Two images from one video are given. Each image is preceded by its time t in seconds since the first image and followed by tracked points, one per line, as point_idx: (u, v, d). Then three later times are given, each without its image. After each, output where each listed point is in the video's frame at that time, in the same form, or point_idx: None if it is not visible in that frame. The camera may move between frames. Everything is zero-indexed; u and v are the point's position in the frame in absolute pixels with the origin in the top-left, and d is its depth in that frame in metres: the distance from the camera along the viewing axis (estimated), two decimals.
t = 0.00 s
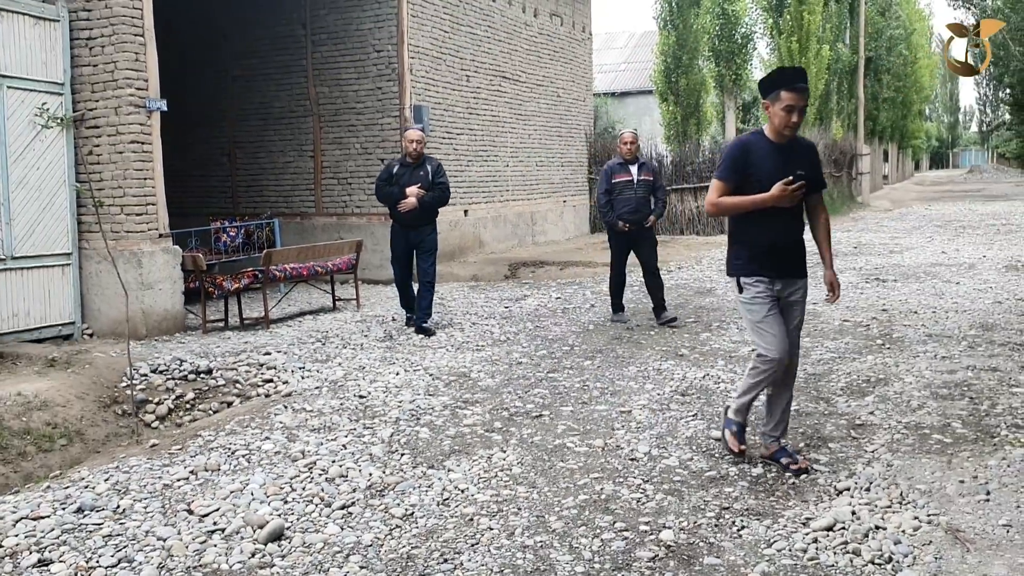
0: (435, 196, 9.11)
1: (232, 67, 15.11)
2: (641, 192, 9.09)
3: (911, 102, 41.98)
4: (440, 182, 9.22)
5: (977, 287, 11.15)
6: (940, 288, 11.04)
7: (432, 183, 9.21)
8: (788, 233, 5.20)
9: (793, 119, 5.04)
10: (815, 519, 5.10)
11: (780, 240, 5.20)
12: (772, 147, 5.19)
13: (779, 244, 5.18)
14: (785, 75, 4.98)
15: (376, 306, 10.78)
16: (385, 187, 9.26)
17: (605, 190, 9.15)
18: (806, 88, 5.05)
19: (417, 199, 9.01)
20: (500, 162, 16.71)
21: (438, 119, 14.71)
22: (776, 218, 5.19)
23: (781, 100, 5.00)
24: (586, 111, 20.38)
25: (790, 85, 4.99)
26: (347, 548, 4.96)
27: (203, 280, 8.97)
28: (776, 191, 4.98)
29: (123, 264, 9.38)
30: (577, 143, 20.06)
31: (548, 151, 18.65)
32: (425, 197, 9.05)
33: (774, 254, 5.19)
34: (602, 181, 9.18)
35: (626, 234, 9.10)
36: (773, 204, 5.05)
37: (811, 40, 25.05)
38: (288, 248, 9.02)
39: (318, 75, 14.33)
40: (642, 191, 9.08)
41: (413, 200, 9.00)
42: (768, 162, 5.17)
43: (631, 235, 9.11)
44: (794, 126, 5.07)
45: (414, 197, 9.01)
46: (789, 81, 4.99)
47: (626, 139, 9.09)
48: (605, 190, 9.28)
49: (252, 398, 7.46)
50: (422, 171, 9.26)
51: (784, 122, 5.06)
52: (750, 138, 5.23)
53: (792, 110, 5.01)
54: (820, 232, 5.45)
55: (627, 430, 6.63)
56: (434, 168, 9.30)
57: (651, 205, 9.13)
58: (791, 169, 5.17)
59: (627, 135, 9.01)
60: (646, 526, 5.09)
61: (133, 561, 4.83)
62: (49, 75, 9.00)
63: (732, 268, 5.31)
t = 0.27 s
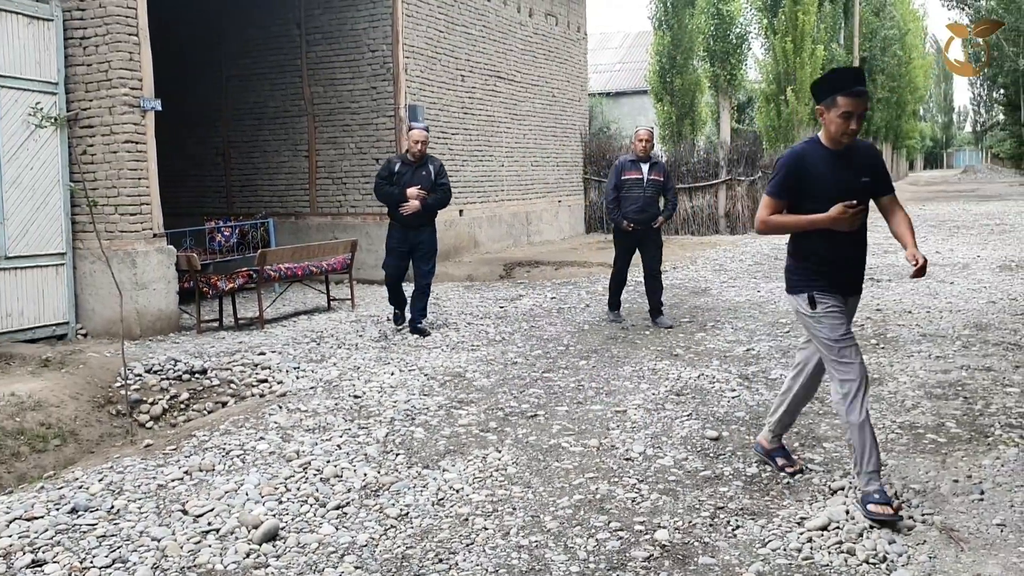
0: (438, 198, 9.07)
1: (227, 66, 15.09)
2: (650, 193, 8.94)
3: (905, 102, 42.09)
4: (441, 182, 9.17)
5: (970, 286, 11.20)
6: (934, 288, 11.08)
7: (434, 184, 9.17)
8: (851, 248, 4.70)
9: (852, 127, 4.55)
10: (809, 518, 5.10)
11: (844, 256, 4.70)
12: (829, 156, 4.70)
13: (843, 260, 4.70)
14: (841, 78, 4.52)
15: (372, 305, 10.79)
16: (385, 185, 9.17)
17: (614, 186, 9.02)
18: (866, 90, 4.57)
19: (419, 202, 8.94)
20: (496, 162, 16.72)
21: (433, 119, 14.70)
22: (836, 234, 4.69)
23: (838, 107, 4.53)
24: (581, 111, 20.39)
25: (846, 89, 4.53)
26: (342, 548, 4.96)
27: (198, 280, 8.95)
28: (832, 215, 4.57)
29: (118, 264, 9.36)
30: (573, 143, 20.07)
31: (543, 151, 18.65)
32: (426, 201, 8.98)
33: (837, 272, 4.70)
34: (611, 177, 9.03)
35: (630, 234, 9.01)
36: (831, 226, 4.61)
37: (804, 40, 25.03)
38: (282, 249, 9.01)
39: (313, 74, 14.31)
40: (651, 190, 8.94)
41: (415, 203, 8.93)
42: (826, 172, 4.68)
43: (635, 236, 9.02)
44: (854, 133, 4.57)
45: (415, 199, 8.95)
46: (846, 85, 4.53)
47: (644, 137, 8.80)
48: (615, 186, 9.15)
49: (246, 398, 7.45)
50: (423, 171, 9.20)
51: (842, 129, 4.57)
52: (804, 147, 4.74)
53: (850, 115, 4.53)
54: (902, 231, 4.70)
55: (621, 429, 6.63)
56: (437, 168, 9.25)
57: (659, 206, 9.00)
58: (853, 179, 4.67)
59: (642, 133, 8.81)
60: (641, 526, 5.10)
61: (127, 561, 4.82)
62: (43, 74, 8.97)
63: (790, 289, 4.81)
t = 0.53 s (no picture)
0: (437, 198, 8.98)
1: (218, 64, 15.05)
2: (650, 191, 8.89)
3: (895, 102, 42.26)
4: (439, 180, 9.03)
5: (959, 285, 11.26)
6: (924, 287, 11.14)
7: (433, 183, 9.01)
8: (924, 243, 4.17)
9: (925, 110, 3.99)
10: (799, 516, 5.13)
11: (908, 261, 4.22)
12: (898, 141, 4.12)
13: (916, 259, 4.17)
14: (912, 53, 3.98)
15: (364, 304, 10.78)
16: (382, 185, 8.89)
17: (613, 182, 8.94)
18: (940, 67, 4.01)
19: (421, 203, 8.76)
20: (488, 160, 16.72)
21: (425, 117, 14.69)
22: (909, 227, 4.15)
23: (908, 85, 3.97)
24: (573, 110, 20.41)
25: (919, 68, 3.96)
26: (333, 546, 4.96)
27: (189, 278, 8.95)
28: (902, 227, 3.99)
29: (109, 261, 9.34)
30: (564, 142, 20.09)
31: (535, 150, 18.66)
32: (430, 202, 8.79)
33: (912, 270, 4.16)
34: (611, 173, 8.96)
35: (630, 231, 8.94)
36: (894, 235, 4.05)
37: (796, 39, 25.20)
38: (274, 246, 9.01)
39: (304, 72, 14.29)
40: (650, 189, 8.88)
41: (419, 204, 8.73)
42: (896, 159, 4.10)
43: (635, 232, 8.95)
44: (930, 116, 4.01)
45: (417, 200, 8.75)
46: (918, 63, 3.96)
47: (644, 133, 8.77)
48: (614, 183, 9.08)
49: (237, 396, 7.44)
50: (422, 169, 8.98)
51: (916, 112, 4.01)
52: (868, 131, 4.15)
53: (923, 96, 3.97)
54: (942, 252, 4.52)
55: (613, 427, 6.65)
56: (432, 166, 9.07)
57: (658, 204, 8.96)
58: (927, 165, 4.12)
59: (643, 130, 8.76)
60: (633, 523, 5.11)
61: (118, 560, 4.81)
62: (33, 71, 8.94)
63: (847, 293, 4.42)
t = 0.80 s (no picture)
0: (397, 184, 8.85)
1: (169, 48, 14.79)
2: (603, 178, 8.88)
3: (847, 93, 42.85)
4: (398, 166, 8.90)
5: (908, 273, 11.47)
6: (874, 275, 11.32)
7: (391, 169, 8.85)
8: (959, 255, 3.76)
9: (959, 112, 3.62)
10: (752, 499, 5.20)
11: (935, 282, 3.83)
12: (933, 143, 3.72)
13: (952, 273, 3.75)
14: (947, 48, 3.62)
15: (319, 291, 10.69)
16: (342, 175, 8.61)
17: (563, 171, 8.95)
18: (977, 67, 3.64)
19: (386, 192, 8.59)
20: (445, 145, 16.66)
21: (380, 103, 14.58)
22: (942, 239, 3.74)
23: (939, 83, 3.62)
24: (529, 98, 20.41)
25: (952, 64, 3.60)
26: (287, 534, 4.92)
27: (140, 264, 8.81)
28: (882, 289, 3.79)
29: (56, 247, 9.17)
30: (521, 131, 20.08)
31: (491, 136, 18.63)
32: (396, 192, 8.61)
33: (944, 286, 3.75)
34: (562, 163, 8.98)
35: (586, 219, 8.89)
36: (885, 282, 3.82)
37: (750, 29, 25.43)
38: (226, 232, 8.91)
39: (257, 55, 14.11)
40: (603, 176, 8.86)
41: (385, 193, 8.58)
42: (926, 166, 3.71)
43: (591, 220, 8.89)
44: (964, 119, 3.63)
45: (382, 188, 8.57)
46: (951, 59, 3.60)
47: (595, 120, 8.80)
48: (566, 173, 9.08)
49: (189, 384, 7.35)
50: (380, 157, 8.78)
51: (949, 114, 3.63)
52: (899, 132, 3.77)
53: (955, 93, 3.61)
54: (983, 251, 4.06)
55: (569, 413, 6.67)
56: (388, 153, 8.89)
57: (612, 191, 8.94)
58: (963, 173, 3.71)
59: (593, 117, 8.81)
60: (588, 508, 5.14)
61: (66, 551, 4.73)
62: None
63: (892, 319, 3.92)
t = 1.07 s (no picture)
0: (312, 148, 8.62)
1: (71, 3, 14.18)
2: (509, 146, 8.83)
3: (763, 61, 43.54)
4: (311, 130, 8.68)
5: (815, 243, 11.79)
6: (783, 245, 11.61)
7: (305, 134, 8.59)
8: (893, 228, 3.46)
9: (876, 70, 3.31)
10: (661, 464, 5.30)
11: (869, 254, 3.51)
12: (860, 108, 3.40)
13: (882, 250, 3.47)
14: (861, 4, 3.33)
15: (230, 260, 10.47)
16: (258, 143, 8.24)
17: (467, 144, 8.90)
18: (897, 18, 3.31)
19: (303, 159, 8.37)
20: (359, 112, 16.43)
21: (293, 67, 14.27)
22: (875, 208, 3.44)
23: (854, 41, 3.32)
24: (447, 63, 20.21)
25: (867, 19, 3.31)
26: (197, 509, 4.85)
27: (40, 232, 8.49)
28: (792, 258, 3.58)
29: None
30: (438, 96, 19.90)
31: (408, 102, 18.43)
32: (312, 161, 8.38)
33: (874, 265, 3.48)
34: (465, 135, 8.92)
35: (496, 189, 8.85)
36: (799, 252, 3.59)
37: None
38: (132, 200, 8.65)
39: (163, 16, 13.62)
40: (507, 144, 8.83)
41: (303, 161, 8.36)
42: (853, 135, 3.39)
43: (501, 189, 8.85)
44: (885, 77, 3.31)
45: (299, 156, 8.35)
46: (864, 15, 3.32)
47: (495, 89, 8.71)
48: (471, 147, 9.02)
49: (95, 355, 7.14)
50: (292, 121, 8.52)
51: (866, 73, 3.32)
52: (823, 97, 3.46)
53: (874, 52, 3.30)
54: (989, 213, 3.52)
55: (485, 383, 6.70)
56: (298, 117, 8.64)
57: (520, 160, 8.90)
58: (892, 137, 3.37)
59: (492, 86, 8.74)
60: (502, 477, 5.18)
61: None
62: None
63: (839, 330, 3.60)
